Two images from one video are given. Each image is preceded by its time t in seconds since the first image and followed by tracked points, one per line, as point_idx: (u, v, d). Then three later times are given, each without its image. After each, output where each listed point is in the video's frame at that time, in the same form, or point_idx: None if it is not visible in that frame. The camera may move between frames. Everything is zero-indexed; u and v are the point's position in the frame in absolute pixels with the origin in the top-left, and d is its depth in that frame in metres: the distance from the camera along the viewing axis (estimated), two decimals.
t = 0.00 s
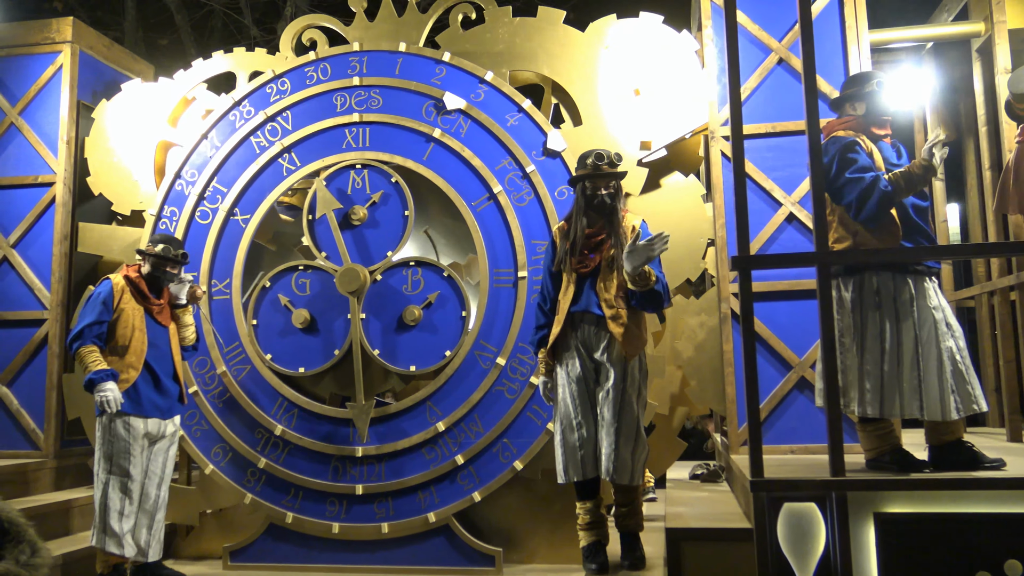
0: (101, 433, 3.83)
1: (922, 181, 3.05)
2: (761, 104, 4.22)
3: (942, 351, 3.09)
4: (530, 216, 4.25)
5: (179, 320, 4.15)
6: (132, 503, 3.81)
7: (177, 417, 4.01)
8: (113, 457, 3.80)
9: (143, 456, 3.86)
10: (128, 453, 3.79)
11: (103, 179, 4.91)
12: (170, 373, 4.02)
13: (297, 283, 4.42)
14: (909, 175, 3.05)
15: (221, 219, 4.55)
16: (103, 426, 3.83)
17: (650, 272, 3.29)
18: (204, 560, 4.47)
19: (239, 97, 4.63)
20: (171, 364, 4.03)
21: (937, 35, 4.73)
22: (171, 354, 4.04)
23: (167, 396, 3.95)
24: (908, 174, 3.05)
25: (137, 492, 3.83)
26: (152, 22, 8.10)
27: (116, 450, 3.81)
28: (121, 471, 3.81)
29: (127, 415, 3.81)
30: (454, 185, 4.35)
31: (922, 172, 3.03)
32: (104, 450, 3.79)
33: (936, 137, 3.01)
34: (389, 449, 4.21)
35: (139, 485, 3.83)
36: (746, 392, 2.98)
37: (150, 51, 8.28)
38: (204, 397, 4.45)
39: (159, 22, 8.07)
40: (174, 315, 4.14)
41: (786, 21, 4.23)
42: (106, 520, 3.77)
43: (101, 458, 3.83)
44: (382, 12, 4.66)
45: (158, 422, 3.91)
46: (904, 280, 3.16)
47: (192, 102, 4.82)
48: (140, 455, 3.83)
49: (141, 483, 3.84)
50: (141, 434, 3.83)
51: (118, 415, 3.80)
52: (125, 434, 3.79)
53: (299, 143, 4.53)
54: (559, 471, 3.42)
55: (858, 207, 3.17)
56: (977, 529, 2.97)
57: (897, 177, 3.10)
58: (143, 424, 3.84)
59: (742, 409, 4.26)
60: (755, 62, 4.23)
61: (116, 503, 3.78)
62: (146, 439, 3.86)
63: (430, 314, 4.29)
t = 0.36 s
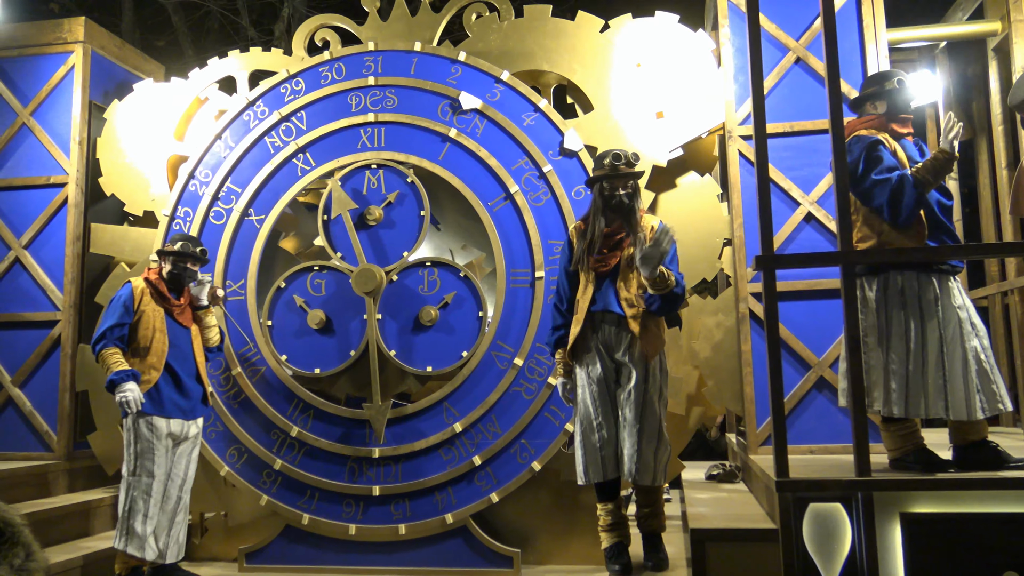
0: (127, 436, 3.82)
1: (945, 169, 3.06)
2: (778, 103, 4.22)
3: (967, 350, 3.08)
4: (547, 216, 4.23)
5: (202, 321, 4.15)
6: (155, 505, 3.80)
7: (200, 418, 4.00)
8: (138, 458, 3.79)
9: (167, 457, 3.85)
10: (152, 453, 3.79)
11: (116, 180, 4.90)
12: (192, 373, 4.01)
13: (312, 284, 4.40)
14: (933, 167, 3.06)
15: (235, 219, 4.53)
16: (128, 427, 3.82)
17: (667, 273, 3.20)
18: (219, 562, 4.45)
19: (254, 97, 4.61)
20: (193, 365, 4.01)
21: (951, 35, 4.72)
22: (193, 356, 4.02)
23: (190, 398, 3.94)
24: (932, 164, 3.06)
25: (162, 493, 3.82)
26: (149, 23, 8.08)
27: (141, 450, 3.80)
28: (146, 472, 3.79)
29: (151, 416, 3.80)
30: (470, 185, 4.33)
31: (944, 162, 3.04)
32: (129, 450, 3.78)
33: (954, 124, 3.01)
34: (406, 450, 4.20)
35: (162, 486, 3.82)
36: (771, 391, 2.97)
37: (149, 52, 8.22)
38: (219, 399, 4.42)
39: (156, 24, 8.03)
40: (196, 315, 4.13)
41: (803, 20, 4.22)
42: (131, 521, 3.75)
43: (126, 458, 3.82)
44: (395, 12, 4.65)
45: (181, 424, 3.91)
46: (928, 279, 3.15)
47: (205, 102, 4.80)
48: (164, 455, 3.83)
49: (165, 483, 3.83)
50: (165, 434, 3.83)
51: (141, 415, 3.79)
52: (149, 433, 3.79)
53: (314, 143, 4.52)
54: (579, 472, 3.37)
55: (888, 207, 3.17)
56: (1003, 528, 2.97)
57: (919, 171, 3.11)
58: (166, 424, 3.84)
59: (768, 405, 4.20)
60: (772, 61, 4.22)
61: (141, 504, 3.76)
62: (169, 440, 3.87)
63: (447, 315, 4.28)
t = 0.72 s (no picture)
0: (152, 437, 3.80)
1: (959, 172, 3.02)
2: (794, 101, 4.21)
3: (991, 348, 3.07)
4: (564, 215, 4.22)
5: (220, 338, 4.09)
6: (184, 503, 3.79)
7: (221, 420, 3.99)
8: (165, 457, 3.77)
9: (193, 457, 3.84)
10: (179, 451, 3.77)
11: (128, 181, 4.88)
12: (212, 375, 3.99)
13: (328, 284, 4.39)
14: (948, 168, 3.02)
15: (250, 219, 4.51)
16: (152, 428, 3.80)
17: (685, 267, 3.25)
18: (235, 564, 4.43)
19: (268, 97, 4.59)
20: (212, 368, 4.00)
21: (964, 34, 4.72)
22: (210, 358, 4.02)
23: (210, 399, 3.92)
24: (944, 167, 3.03)
25: (191, 490, 3.81)
26: (147, 23, 7.99)
27: (168, 449, 3.77)
28: (174, 471, 3.77)
29: (174, 415, 3.78)
30: (486, 185, 4.32)
31: (958, 165, 3.01)
32: (157, 449, 3.75)
33: (968, 126, 2.98)
34: (423, 451, 4.19)
35: (191, 484, 3.81)
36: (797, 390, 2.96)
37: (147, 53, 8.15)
38: (235, 400, 4.41)
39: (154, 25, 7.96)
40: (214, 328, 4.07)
41: (820, 18, 4.22)
42: (160, 521, 3.73)
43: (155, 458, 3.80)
44: (409, 12, 4.63)
45: (205, 424, 3.89)
46: (952, 278, 3.15)
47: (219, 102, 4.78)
48: (190, 453, 3.81)
49: (193, 482, 3.82)
50: (189, 432, 3.81)
51: (164, 415, 3.77)
52: (174, 433, 3.77)
53: (329, 143, 4.50)
54: (600, 472, 3.34)
55: (901, 207, 3.14)
56: None
57: (933, 173, 3.07)
58: (190, 423, 3.82)
59: (792, 397, 4.15)
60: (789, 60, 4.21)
61: (170, 503, 3.75)
62: (195, 438, 3.85)
63: (463, 315, 4.27)
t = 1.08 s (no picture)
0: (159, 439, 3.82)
1: (984, 179, 2.99)
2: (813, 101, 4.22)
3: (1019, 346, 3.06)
4: (582, 215, 4.21)
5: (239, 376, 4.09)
6: (189, 507, 3.79)
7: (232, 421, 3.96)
8: (169, 460, 3.78)
9: (199, 460, 3.83)
10: (183, 455, 3.77)
11: (142, 182, 4.86)
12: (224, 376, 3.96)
13: (345, 284, 4.38)
14: (969, 175, 3.00)
15: (266, 219, 4.50)
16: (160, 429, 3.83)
17: (712, 259, 3.13)
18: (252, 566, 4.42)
19: (284, 96, 4.58)
20: (226, 368, 3.98)
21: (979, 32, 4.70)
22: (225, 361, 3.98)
23: (219, 401, 3.89)
24: (967, 172, 3.00)
25: (196, 494, 3.81)
26: (146, 26, 7.94)
27: (173, 452, 3.79)
28: (178, 475, 3.78)
29: (181, 419, 3.78)
30: (504, 185, 4.31)
31: (984, 171, 2.97)
32: (162, 453, 3.77)
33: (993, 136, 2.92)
34: (441, 451, 4.17)
35: (195, 488, 3.80)
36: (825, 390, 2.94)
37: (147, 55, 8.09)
38: (252, 401, 4.39)
39: (151, 27, 7.90)
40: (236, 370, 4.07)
41: (838, 17, 4.21)
42: (166, 524, 3.75)
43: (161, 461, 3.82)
44: (423, 11, 4.62)
45: (213, 427, 3.86)
46: (978, 276, 3.14)
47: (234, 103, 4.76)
48: (195, 457, 3.81)
49: (197, 486, 3.81)
50: (195, 436, 3.80)
51: (171, 417, 3.79)
52: (179, 436, 3.78)
53: (345, 142, 4.49)
54: (622, 472, 3.30)
55: (920, 209, 3.15)
56: None
57: (956, 177, 3.04)
58: (196, 427, 3.81)
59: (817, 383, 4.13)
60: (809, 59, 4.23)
61: (174, 506, 3.76)
62: (200, 443, 3.83)
63: (481, 315, 4.25)
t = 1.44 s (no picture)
0: (174, 442, 3.78)
1: (1014, 186, 2.97)
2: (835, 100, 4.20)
3: None
4: (601, 215, 4.20)
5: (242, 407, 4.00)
6: (206, 511, 3.75)
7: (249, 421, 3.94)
8: (185, 463, 3.75)
9: (215, 462, 3.79)
10: (201, 458, 3.74)
11: (156, 183, 4.84)
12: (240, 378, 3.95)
13: (362, 285, 4.36)
14: (1000, 180, 2.98)
15: (283, 220, 4.48)
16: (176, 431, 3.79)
17: (738, 257, 3.10)
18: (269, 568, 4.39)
19: (300, 96, 4.57)
20: (242, 368, 3.98)
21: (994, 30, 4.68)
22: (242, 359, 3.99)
23: (239, 403, 3.87)
24: (999, 178, 2.97)
25: (214, 497, 3.76)
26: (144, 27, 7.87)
27: (188, 454, 3.75)
28: (194, 477, 3.75)
29: (200, 422, 3.76)
30: (523, 185, 4.30)
31: (1014, 176, 2.95)
32: (176, 453, 3.74)
33: None
34: (460, 452, 4.16)
35: (212, 490, 3.75)
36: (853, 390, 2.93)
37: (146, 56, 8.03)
38: (269, 401, 4.37)
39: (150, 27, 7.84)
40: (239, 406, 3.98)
41: (857, 16, 4.20)
42: (183, 527, 3.71)
43: (174, 464, 3.77)
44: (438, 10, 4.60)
45: (229, 428, 3.84)
46: (1006, 274, 3.13)
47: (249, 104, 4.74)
48: (213, 459, 3.77)
49: (214, 488, 3.76)
50: (213, 439, 3.77)
51: (190, 420, 3.76)
52: (197, 439, 3.75)
53: (362, 142, 4.48)
54: (645, 472, 3.30)
55: (946, 210, 3.13)
56: None
57: (986, 181, 3.02)
58: (214, 430, 3.78)
59: (843, 379, 4.07)
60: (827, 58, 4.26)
61: (189, 509, 3.72)
62: (217, 445, 3.80)
63: (500, 315, 4.24)
